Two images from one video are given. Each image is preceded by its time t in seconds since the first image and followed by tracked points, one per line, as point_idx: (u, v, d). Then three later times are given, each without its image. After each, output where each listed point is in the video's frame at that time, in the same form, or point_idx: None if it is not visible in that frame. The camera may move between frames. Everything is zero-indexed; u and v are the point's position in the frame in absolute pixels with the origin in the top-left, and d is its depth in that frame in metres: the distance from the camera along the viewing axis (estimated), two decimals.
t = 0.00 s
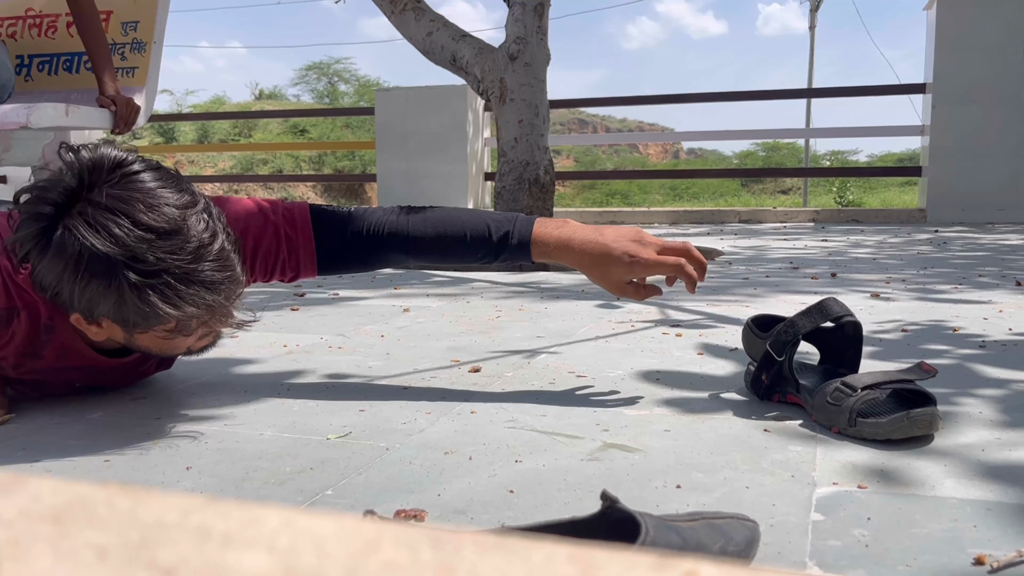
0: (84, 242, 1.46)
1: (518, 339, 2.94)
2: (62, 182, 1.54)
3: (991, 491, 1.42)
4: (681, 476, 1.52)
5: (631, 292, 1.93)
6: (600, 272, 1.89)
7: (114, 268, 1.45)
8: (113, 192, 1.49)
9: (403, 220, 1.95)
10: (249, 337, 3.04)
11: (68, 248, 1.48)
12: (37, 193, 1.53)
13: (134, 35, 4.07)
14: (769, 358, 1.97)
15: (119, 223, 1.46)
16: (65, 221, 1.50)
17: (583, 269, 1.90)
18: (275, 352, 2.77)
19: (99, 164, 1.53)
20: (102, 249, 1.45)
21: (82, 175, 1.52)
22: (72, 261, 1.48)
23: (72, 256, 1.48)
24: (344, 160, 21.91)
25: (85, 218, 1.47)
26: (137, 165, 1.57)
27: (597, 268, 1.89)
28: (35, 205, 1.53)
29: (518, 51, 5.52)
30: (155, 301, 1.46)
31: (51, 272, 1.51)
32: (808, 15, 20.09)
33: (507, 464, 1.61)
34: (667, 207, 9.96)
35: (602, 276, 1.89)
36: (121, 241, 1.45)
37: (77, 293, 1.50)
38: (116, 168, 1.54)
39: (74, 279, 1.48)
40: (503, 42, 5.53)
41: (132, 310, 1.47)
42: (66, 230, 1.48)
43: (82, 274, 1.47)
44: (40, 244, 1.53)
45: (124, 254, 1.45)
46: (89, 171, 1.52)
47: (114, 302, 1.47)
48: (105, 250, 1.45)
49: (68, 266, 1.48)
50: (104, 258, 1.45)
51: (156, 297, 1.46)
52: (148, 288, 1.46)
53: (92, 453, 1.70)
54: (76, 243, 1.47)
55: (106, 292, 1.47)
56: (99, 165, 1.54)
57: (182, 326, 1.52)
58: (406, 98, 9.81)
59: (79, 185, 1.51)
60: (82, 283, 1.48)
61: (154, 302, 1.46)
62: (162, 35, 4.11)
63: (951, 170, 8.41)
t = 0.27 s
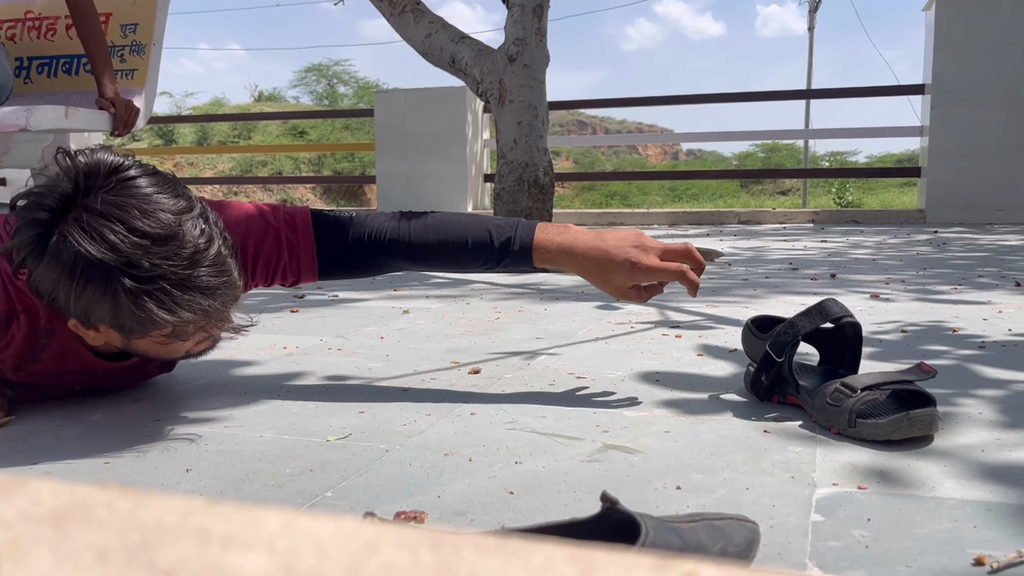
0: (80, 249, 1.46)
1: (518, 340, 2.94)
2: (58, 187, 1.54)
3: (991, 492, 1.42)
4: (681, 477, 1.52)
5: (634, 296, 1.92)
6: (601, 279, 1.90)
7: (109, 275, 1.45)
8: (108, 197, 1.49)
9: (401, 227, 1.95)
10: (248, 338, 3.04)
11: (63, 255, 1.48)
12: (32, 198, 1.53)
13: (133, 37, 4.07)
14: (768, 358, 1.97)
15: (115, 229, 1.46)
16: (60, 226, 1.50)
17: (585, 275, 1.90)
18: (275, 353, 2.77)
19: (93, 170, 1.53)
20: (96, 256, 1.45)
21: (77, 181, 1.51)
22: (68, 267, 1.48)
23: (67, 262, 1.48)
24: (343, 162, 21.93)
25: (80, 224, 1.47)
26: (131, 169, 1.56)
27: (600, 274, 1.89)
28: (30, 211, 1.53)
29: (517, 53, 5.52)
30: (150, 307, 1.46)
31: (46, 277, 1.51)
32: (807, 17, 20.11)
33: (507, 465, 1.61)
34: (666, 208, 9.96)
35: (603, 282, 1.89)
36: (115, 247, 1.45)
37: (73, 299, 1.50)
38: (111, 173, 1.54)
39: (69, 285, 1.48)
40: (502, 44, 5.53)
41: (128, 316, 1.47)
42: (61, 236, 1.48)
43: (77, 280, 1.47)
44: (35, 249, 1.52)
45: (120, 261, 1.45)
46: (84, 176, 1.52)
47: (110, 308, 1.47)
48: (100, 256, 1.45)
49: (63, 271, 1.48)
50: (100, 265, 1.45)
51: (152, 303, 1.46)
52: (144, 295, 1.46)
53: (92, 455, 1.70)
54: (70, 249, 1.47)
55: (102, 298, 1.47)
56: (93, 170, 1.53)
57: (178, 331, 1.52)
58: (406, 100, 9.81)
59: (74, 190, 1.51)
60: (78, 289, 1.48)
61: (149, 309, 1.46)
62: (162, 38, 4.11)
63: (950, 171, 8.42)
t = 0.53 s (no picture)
0: (68, 259, 1.45)
1: (517, 342, 2.95)
2: (46, 198, 1.53)
3: (991, 493, 1.43)
4: (682, 478, 1.53)
5: (629, 300, 1.93)
6: (596, 280, 1.90)
7: (99, 285, 1.45)
8: (96, 207, 1.49)
9: (402, 224, 1.96)
10: (248, 341, 3.04)
11: (50, 266, 1.47)
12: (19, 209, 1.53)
13: (132, 41, 4.08)
14: (768, 360, 1.97)
15: (103, 239, 1.46)
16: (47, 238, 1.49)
17: (581, 276, 1.91)
18: (276, 356, 2.77)
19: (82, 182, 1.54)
20: (84, 266, 1.45)
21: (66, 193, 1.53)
22: (54, 278, 1.47)
23: (54, 273, 1.47)
24: (341, 165, 21.93)
25: (67, 235, 1.47)
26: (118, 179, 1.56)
27: (596, 275, 1.90)
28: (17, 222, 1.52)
29: (515, 55, 5.53)
30: (140, 317, 1.46)
31: (33, 289, 1.51)
32: (805, 18, 20.16)
33: (508, 468, 1.61)
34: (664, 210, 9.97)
35: (598, 283, 1.90)
36: (104, 257, 1.45)
37: (60, 310, 1.49)
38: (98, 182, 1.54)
39: (56, 297, 1.48)
40: (500, 46, 5.54)
41: (119, 325, 1.47)
42: (49, 247, 1.47)
43: (64, 291, 1.47)
44: (22, 260, 1.52)
45: (108, 271, 1.45)
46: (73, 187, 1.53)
47: (99, 318, 1.47)
48: (88, 267, 1.45)
49: (50, 283, 1.48)
50: (89, 275, 1.45)
51: (142, 312, 1.46)
52: (133, 304, 1.46)
53: (97, 459, 1.70)
54: (57, 260, 1.47)
55: (90, 308, 1.47)
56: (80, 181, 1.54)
57: (168, 339, 1.52)
58: (404, 102, 9.82)
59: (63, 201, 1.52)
60: (65, 301, 1.47)
61: (139, 318, 1.46)
62: (161, 41, 4.11)
63: (947, 172, 8.44)
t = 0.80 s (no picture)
0: (85, 268, 1.47)
1: (519, 344, 2.96)
2: (63, 207, 1.55)
3: (992, 492, 1.44)
4: (685, 479, 1.54)
5: (637, 312, 1.94)
6: (603, 290, 1.92)
7: (115, 293, 1.46)
8: (113, 216, 1.50)
9: (416, 241, 1.98)
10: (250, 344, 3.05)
11: (68, 275, 1.48)
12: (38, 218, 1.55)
13: (133, 45, 4.08)
14: (769, 361, 1.98)
15: (119, 248, 1.47)
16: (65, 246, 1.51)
17: (586, 288, 1.93)
18: (278, 359, 2.78)
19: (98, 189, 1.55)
20: (101, 274, 1.46)
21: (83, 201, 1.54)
22: (71, 286, 1.49)
23: (71, 281, 1.48)
24: (340, 167, 21.94)
25: (84, 244, 1.48)
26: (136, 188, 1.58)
27: (600, 285, 1.91)
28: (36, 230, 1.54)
29: (515, 58, 5.54)
30: (155, 325, 1.47)
31: (50, 296, 1.52)
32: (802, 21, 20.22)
33: (512, 468, 1.62)
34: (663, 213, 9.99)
35: (605, 293, 1.91)
36: (120, 266, 1.46)
37: (77, 318, 1.50)
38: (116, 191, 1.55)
39: (72, 304, 1.49)
40: (500, 49, 5.56)
41: (135, 334, 1.48)
42: (67, 256, 1.49)
43: (80, 299, 1.48)
44: (40, 268, 1.53)
45: (124, 279, 1.46)
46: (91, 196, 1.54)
47: (115, 325, 1.48)
48: (105, 275, 1.46)
49: (67, 291, 1.49)
50: (106, 284, 1.46)
51: (158, 320, 1.47)
52: (149, 313, 1.47)
53: (104, 461, 1.71)
54: (75, 269, 1.48)
55: (106, 317, 1.48)
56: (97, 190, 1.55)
57: (183, 347, 1.52)
58: (403, 105, 9.83)
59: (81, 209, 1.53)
60: (82, 309, 1.48)
61: (155, 326, 1.47)
62: (162, 45, 4.13)
63: (945, 174, 8.46)
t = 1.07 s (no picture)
0: (63, 274, 1.46)
1: (517, 347, 2.95)
2: (41, 215, 1.55)
3: (990, 493, 1.44)
4: (683, 481, 1.53)
5: (633, 289, 1.93)
6: (595, 265, 1.93)
7: (93, 298, 1.45)
8: (89, 222, 1.50)
9: (406, 234, 1.98)
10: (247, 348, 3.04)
11: (47, 282, 1.48)
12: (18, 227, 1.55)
13: (129, 49, 4.08)
14: (767, 363, 1.98)
15: (94, 252, 1.46)
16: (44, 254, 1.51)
17: (581, 265, 1.93)
18: (276, 363, 2.77)
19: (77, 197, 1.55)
20: (77, 281, 1.45)
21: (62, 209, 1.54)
22: (50, 294, 1.48)
23: (50, 289, 1.48)
24: (337, 171, 21.95)
25: (61, 251, 1.48)
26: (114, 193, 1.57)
27: (596, 262, 1.92)
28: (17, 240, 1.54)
29: (512, 61, 5.55)
30: (134, 329, 1.46)
31: (31, 304, 1.52)
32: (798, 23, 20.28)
33: (510, 472, 1.62)
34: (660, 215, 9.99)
35: (597, 268, 1.92)
36: (95, 271, 1.45)
37: (57, 325, 1.49)
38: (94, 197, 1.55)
39: (52, 312, 1.48)
40: (496, 52, 5.56)
41: (114, 338, 1.47)
42: (45, 263, 1.49)
43: (59, 307, 1.48)
44: (22, 277, 1.54)
45: (101, 285, 1.45)
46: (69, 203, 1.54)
47: (94, 331, 1.47)
48: (81, 282, 1.45)
49: (47, 298, 1.49)
50: (83, 289, 1.45)
51: (137, 323, 1.46)
52: (126, 317, 1.45)
53: (100, 465, 1.70)
54: (53, 276, 1.47)
55: (85, 322, 1.47)
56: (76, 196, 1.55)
57: (164, 350, 1.51)
58: (400, 108, 9.83)
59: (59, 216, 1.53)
60: (62, 316, 1.48)
61: (133, 330, 1.46)
62: (158, 50, 4.12)
63: (942, 176, 8.48)
